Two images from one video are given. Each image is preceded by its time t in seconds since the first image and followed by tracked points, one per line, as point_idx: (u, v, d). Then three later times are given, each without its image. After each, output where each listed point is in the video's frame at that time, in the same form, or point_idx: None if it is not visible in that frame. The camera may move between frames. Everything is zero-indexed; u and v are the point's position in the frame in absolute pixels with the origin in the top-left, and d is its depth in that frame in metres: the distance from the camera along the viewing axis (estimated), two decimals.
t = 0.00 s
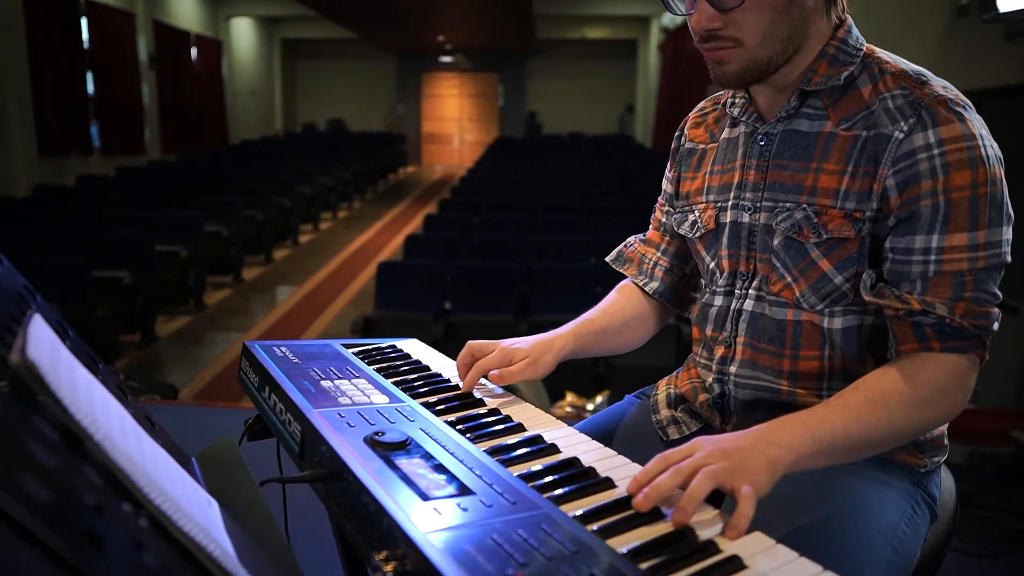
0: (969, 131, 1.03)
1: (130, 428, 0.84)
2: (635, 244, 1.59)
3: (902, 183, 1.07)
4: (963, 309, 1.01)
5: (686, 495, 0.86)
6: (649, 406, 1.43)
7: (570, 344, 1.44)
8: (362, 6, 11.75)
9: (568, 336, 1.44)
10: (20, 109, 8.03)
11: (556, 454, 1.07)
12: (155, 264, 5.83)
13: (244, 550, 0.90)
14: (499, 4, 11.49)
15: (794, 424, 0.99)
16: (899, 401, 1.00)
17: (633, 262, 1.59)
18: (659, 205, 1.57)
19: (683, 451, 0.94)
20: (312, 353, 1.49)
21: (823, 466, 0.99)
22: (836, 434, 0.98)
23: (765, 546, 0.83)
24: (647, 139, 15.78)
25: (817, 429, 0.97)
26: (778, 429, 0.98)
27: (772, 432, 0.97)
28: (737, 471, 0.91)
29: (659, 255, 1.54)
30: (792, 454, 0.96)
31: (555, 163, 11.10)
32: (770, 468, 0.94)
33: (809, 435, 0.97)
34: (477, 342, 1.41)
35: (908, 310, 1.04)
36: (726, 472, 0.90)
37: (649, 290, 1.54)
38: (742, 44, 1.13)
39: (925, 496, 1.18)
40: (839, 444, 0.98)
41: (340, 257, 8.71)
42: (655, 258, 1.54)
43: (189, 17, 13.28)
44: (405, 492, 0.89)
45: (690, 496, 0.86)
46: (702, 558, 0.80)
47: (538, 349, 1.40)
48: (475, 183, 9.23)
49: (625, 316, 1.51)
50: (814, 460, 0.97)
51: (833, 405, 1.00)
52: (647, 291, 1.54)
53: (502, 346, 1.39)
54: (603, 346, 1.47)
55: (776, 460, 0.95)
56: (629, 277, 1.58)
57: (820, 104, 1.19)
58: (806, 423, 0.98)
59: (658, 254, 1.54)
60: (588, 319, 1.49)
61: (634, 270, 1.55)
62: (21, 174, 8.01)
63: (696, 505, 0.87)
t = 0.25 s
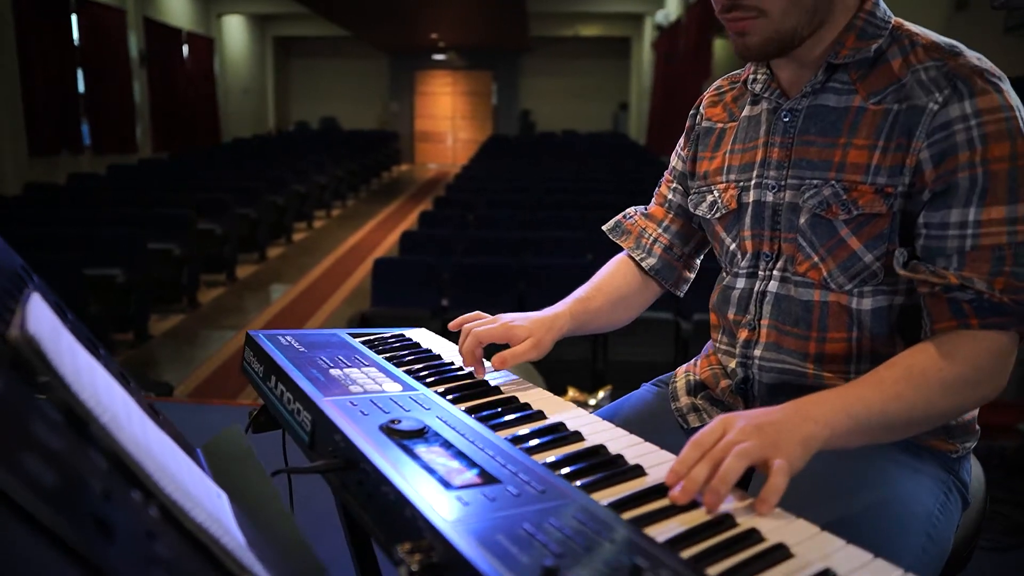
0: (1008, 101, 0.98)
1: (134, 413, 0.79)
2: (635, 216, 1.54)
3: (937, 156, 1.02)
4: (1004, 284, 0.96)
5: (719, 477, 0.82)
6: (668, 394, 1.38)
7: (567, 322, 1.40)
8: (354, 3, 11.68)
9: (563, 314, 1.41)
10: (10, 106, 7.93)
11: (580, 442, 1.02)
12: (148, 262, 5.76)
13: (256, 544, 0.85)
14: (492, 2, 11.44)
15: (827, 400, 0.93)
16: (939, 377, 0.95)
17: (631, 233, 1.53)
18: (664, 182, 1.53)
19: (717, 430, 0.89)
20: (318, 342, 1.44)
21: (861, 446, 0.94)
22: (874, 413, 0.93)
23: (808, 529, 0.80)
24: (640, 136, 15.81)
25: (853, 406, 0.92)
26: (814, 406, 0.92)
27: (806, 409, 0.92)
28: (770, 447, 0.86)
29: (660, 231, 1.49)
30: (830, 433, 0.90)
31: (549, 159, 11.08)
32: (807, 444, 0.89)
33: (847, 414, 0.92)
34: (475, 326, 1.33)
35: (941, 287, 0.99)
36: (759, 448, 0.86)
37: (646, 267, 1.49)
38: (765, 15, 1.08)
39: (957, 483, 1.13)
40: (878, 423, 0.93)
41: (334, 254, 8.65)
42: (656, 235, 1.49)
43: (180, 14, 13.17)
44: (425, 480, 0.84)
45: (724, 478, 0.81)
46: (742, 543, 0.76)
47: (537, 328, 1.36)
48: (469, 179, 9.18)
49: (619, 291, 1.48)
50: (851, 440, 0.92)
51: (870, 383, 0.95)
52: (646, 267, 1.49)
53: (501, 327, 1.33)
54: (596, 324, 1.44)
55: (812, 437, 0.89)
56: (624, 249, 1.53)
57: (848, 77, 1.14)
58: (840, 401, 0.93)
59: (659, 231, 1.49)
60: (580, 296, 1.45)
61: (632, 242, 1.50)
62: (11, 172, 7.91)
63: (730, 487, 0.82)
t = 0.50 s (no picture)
0: None
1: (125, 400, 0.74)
2: (639, 202, 1.49)
3: (961, 130, 0.98)
4: None
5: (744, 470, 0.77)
6: (679, 384, 1.34)
7: (564, 309, 1.37)
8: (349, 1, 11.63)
9: (560, 300, 1.38)
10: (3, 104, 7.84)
11: (593, 432, 0.98)
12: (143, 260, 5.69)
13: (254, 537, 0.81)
14: None
15: (851, 383, 0.88)
16: (966, 358, 0.90)
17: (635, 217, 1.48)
18: (670, 166, 1.49)
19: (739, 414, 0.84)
20: (318, 332, 1.39)
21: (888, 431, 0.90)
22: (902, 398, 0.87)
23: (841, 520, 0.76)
24: (637, 134, 15.72)
25: (877, 392, 0.87)
26: (837, 389, 0.87)
27: (829, 392, 0.87)
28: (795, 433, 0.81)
29: (666, 217, 1.45)
30: (856, 417, 0.85)
31: (546, 158, 11.00)
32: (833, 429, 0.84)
33: (871, 397, 0.87)
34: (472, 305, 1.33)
35: (965, 264, 0.95)
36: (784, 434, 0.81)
37: (650, 252, 1.45)
38: None
39: (981, 473, 1.08)
40: (906, 409, 0.88)
41: (330, 253, 8.58)
42: (660, 220, 1.45)
43: (174, 12, 13.08)
44: (432, 471, 0.80)
45: (749, 469, 0.77)
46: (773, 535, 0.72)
47: (534, 313, 1.33)
48: (466, 177, 9.09)
49: (617, 278, 1.44)
50: (878, 425, 0.88)
51: (895, 365, 0.90)
52: (650, 253, 1.45)
53: (501, 312, 1.31)
54: (594, 313, 1.41)
55: (838, 421, 0.84)
56: (627, 236, 1.49)
57: (866, 53, 1.10)
58: (864, 385, 0.88)
59: (665, 216, 1.45)
60: (578, 284, 1.42)
61: (635, 228, 1.46)
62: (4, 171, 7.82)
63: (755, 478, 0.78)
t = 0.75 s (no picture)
0: None
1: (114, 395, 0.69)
2: (670, 209, 1.45)
3: (987, 107, 0.92)
4: None
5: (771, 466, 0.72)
6: (689, 376, 1.30)
7: (614, 312, 1.31)
8: None
9: (610, 302, 1.31)
10: None
11: (605, 426, 0.93)
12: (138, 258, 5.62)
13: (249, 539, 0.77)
14: None
15: (880, 379, 0.82)
16: (1001, 346, 0.84)
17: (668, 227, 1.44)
18: (694, 166, 1.43)
19: (767, 410, 0.78)
20: (314, 325, 1.34)
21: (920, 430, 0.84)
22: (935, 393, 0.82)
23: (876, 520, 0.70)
24: (634, 133, 15.60)
25: (909, 387, 0.81)
26: (867, 386, 0.81)
27: (860, 389, 0.81)
28: (825, 431, 0.75)
29: (697, 221, 1.40)
30: (887, 416, 0.79)
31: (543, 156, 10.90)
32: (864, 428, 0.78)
33: (903, 394, 0.81)
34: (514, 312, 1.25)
35: (994, 249, 0.89)
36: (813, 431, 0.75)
37: (687, 258, 1.40)
38: None
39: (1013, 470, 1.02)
40: (939, 403, 0.82)
41: (326, 251, 8.51)
42: (693, 224, 1.40)
43: (169, 10, 12.99)
44: (436, 468, 0.75)
45: (778, 464, 0.71)
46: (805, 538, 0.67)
47: (581, 316, 1.27)
48: (463, 176, 9.00)
49: (666, 283, 1.39)
50: (910, 424, 0.82)
51: (924, 359, 0.84)
52: (687, 259, 1.40)
53: (542, 317, 1.24)
54: (640, 317, 1.34)
55: (869, 422, 0.78)
56: (662, 243, 1.45)
57: (886, 32, 1.05)
58: (894, 377, 0.82)
59: (697, 219, 1.40)
60: (628, 286, 1.36)
61: (670, 236, 1.42)
62: None
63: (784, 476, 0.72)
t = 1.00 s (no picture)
0: None
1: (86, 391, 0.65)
2: (667, 195, 1.41)
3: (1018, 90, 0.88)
4: None
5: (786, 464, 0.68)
6: (695, 375, 1.25)
7: (612, 293, 1.27)
8: None
9: (608, 282, 1.28)
10: None
11: (609, 425, 0.89)
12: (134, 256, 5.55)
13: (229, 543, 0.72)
14: None
15: (906, 377, 0.78)
16: None
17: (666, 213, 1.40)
18: (695, 153, 1.39)
19: (785, 408, 0.74)
20: (306, 320, 1.30)
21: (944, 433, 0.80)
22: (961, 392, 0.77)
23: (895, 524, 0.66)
24: (632, 133, 15.58)
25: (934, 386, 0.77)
26: (892, 387, 0.77)
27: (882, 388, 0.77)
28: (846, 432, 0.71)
29: (696, 208, 1.36)
30: (913, 417, 0.75)
31: (541, 155, 10.86)
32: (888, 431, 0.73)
33: (932, 398, 0.76)
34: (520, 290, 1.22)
35: (1020, 239, 0.85)
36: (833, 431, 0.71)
37: (684, 247, 1.36)
38: None
39: None
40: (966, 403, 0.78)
41: (324, 251, 8.45)
42: (692, 211, 1.36)
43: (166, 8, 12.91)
44: (431, 468, 0.70)
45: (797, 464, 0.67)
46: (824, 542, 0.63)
47: (578, 292, 1.23)
48: (461, 174, 8.95)
49: (666, 265, 1.35)
50: (935, 426, 0.78)
51: (949, 356, 0.80)
52: (684, 247, 1.36)
53: (539, 290, 1.22)
54: (640, 300, 1.31)
55: (895, 426, 0.74)
56: (659, 230, 1.41)
57: (908, 12, 1.01)
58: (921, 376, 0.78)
59: (695, 207, 1.36)
60: (627, 268, 1.33)
61: (667, 223, 1.38)
62: None
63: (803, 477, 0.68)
